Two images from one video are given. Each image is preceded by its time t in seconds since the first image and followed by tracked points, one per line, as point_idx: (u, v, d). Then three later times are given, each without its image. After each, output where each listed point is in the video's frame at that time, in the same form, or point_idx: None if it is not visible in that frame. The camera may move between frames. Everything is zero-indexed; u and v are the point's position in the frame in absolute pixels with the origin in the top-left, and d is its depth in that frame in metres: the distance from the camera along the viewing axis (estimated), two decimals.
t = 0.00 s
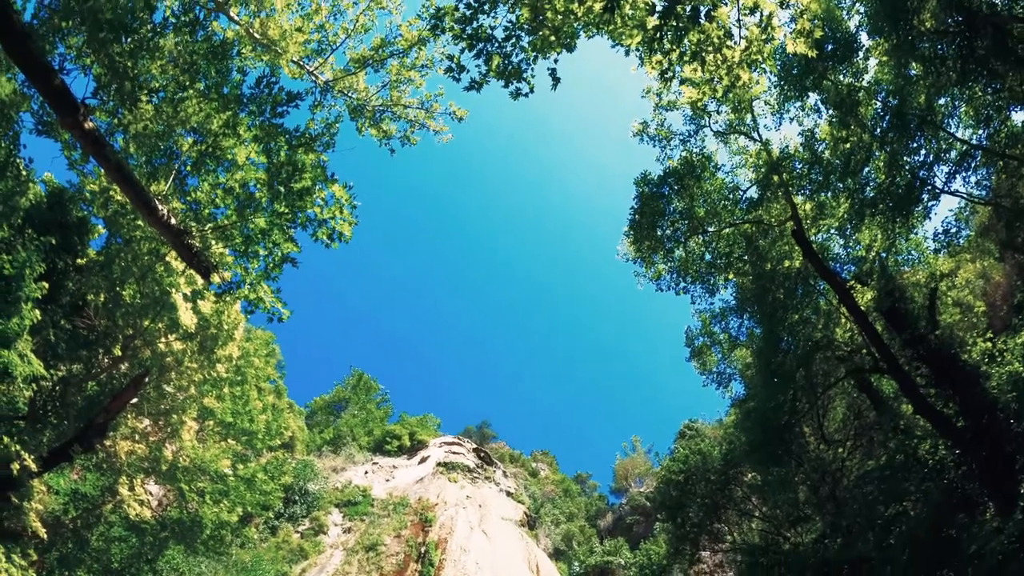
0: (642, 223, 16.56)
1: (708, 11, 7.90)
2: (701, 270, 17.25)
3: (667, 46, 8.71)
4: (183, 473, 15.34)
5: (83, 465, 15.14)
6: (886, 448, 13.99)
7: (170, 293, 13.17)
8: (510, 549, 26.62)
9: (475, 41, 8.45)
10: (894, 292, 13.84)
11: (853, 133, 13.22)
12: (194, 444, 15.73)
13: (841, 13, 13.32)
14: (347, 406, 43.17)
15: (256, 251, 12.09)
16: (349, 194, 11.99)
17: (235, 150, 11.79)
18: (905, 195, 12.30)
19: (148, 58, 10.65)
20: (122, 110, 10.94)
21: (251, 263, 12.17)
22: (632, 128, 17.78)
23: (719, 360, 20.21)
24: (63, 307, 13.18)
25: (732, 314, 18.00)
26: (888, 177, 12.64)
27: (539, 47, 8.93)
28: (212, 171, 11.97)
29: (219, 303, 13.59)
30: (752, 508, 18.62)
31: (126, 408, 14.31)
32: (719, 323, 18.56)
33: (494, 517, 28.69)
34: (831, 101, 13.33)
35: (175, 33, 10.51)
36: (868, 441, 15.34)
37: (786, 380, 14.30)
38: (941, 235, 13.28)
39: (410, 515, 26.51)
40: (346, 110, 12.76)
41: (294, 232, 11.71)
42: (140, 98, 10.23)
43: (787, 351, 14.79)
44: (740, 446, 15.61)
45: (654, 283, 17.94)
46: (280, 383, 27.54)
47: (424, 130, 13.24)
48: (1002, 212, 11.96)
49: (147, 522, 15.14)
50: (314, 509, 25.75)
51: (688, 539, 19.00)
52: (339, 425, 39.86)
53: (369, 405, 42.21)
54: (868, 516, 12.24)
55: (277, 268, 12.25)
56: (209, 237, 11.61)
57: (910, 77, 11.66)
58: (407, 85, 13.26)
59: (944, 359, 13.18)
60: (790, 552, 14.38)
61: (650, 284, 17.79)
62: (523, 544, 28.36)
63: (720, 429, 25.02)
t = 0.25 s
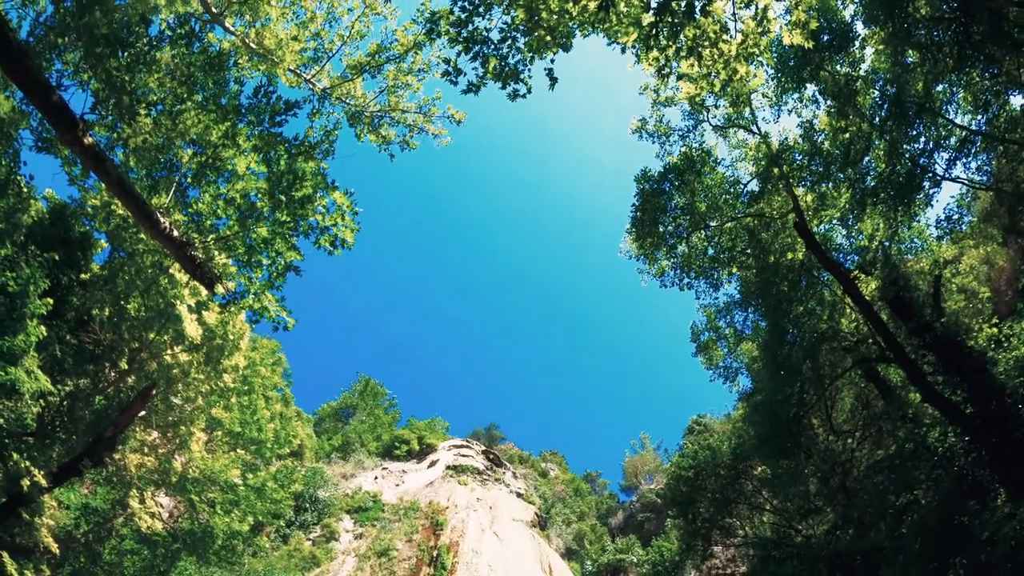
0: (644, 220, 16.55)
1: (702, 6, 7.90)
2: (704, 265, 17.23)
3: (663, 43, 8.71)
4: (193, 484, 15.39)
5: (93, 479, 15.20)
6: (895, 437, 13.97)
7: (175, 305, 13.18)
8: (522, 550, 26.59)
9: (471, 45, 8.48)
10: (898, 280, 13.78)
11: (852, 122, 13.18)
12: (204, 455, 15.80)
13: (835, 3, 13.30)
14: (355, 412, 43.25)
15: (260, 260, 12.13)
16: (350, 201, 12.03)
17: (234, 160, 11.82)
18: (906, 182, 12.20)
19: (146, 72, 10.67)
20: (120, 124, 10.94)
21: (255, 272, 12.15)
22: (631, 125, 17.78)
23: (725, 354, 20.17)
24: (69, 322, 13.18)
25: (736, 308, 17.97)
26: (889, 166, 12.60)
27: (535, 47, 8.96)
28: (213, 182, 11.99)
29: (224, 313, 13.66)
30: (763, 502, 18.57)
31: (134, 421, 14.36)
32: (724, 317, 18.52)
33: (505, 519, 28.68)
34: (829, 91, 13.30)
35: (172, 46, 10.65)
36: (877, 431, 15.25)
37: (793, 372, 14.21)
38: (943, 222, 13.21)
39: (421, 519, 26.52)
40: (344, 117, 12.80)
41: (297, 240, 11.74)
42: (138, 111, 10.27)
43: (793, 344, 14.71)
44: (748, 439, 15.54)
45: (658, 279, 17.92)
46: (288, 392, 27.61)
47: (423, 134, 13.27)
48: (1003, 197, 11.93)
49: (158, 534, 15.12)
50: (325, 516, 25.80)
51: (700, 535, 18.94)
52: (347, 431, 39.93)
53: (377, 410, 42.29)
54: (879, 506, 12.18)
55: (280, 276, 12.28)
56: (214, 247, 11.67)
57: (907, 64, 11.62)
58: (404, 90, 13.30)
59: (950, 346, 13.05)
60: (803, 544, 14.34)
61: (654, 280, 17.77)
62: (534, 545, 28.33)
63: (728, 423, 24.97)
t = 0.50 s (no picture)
0: (646, 218, 16.55)
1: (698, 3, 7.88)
2: (707, 262, 17.22)
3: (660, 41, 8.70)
4: (201, 493, 15.44)
5: (102, 490, 15.25)
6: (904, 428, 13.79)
7: (179, 314, 13.20)
8: (532, 551, 26.56)
9: (468, 47, 8.48)
10: (902, 270, 13.64)
11: (851, 114, 13.14)
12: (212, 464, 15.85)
13: None
14: (361, 417, 43.31)
15: (263, 268, 12.14)
16: (351, 206, 12.04)
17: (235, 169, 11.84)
18: (907, 173, 12.17)
19: (144, 82, 10.67)
20: (119, 136, 11.03)
21: (259, 280, 12.14)
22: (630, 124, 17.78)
23: (731, 350, 20.13)
24: (74, 334, 13.33)
25: (740, 303, 17.94)
26: (890, 157, 12.55)
27: (532, 48, 8.96)
28: (214, 191, 11.98)
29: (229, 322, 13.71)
30: (772, 496, 18.51)
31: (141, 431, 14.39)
32: (728, 313, 18.49)
33: (514, 520, 28.65)
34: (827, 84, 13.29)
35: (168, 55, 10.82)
36: (884, 423, 15.19)
37: (799, 366, 14.07)
38: (944, 211, 13.05)
39: (430, 522, 26.51)
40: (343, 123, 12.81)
41: (299, 246, 11.76)
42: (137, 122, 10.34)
43: (798, 337, 14.61)
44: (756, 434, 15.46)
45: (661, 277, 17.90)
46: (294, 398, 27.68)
47: (422, 137, 13.28)
48: (1005, 185, 11.88)
49: (168, 544, 15.23)
50: (335, 522, 25.83)
51: (710, 531, 18.86)
52: (355, 436, 39.99)
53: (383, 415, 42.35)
54: (888, 498, 12.11)
55: (284, 283, 12.28)
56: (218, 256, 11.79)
57: (905, 55, 11.59)
58: (402, 94, 13.31)
59: (956, 336, 12.74)
60: (813, 538, 14.28)
61: (657, 278, 17.76)
62: (544, 545, 28.30)
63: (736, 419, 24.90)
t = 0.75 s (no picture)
0: (648, 216, 16.54)
1: None
2: (710, 258, 17.20)
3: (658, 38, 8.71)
4: (211, 501, 15.48)
5: (112, 501, 15.28)
6: (912, 420, 13.82)
7: (184, 324, 13.25)
8: (543, 552, 26.56)
9: (467, 50, 8.52)
10: (907, 262, 13.46)
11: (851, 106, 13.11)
12: (221, 472, 15.88)
13: None
14: (369, 422, 43.38)
15: (267, 275, 12.16)
16: (354, 212, 12.08)
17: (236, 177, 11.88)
18: (908, 164, 12.14)
19: (144, 93, 10.82)
20: (120, 147, 11.07)
21: (262, 288, 12.17)
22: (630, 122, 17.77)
23: (736, 346, 20.08)
24: (79, 346, 13.42)
25: (744, 298, 17.90)
26: (890, 149, 12.50)
27: (529, 49, 9.00)
28: (215, 200, 11.94)
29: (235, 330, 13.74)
30: (781, 491, 18.45)
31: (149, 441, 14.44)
32: (732, 308, 18.45)
33: (524, 521, 28.63)
34: (826, 77, 13.28)
35: (167, 66, 11.02)
36: (892, 415, 15.13)
37: (805, 360, 14.02)
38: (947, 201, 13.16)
39: (440, 526, 26.52)
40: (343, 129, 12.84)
41: (302, 253, 11.73)
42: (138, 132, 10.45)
43: (803, 331, 14.57)
44: (763, 430, 15.41)
45: (665, 274, 17.89)
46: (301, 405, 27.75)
47: (422, 141, 13.30)
48: (1007, 173, 11.84)
49: (179, 553, 15.01)
50: (344, 527, 25.85)
51: (720, 528, 18.80)
52: (362, 441, 40.05)
53: (391, 419, 42.42)
54: (898, 489, 12.08)
55: (288, 290, 12.29)
56: (221, 264, 11.81)
57: (903, 46, 11.57)
58: (401, 98, 13.33)
59: (962, 326, 12.69)
60: (823, 531, 14.23)
61: (661, 275, 17.75)
62: (554, 546, 28.26)
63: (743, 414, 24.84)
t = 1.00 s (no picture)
0: (650, 214, 16.53)
1: None
2: (713, 254, 17.19)
3: (656, 36, 8.70)
4: (219, 508, 15.51)
5: (120, 510, 15.32)
6: (918, 412, 13.75)
7: (189, 332, 13.29)
8: (551, 552, 26.54)
9: (465, 52, 8.53)
10: (909, 254, 13.52)
11: (850, 100, 13.06)
12: (228, 479, 15.91)
13: None
14: (375, 426, 43.43)
15: (270, 281, 12.18)
16: (356, 216, 12.11)
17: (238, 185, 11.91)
18: (909, 156, 12.11)
19: (144, 102, 10.86)
20: (122, 156, 11.05)
21: (266, 294, 12.18)
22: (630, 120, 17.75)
23: (741, 342, 20.04)
24: (84, 356, 13.46)
25: (748, 294, 17.87)
26: (891, 141, 12.48)
27: (528, 49, 9.01)
28: (218, 208, 12.05)
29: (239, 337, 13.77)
30: (789, 486, 18.38)
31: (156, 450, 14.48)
32: (736, 305, 18.42)
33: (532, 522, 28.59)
34: (824, 71, 13.25)
35: (167, 75, 10.98)
36: (898, 408, 15.08)
37: (810, 355, 13.97)
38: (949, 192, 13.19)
39: (448, 528, 26.52)
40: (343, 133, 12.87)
41: (305, 258, 11.83)
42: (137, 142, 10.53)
43: (808, 326, 14.52)
44: (770, 425, 15.35)
45: (668, 272, 17.87)
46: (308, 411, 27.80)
47: (422, 144, 13.33)
48: (1009, 163, 11.79)
49: (188, 561, 15.02)
50: (353, 531, 25.86)
51: (729, 525, 18.74)
52: (369, 445, 40.10)
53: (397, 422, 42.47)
54: (906, 482, 12.04)
55: (292, 296, 12.31)
56: (224, 271, 11.82)
57: (901, 38, 11.54)
58: (400, 102, 13.36)
59: (967, 317, 12.65)
60: (832, 526, 14.18)
61: (664, 273, 17.74)
62: (563, 546, 28.23)
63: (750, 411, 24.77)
